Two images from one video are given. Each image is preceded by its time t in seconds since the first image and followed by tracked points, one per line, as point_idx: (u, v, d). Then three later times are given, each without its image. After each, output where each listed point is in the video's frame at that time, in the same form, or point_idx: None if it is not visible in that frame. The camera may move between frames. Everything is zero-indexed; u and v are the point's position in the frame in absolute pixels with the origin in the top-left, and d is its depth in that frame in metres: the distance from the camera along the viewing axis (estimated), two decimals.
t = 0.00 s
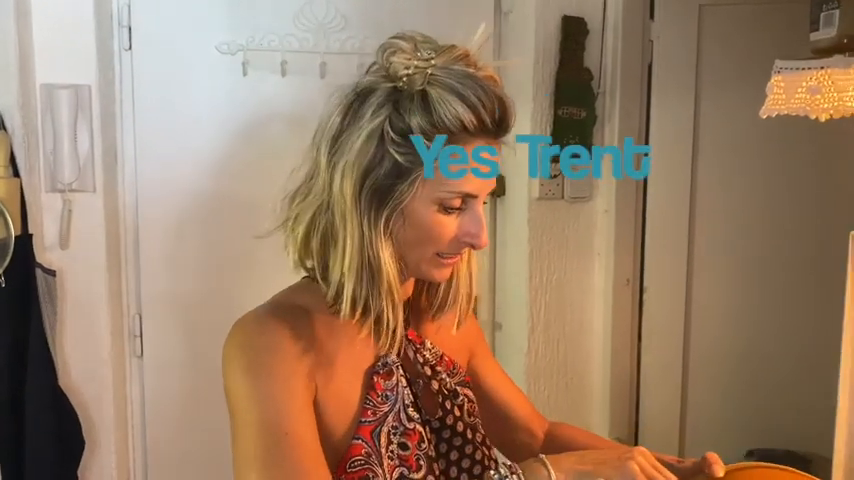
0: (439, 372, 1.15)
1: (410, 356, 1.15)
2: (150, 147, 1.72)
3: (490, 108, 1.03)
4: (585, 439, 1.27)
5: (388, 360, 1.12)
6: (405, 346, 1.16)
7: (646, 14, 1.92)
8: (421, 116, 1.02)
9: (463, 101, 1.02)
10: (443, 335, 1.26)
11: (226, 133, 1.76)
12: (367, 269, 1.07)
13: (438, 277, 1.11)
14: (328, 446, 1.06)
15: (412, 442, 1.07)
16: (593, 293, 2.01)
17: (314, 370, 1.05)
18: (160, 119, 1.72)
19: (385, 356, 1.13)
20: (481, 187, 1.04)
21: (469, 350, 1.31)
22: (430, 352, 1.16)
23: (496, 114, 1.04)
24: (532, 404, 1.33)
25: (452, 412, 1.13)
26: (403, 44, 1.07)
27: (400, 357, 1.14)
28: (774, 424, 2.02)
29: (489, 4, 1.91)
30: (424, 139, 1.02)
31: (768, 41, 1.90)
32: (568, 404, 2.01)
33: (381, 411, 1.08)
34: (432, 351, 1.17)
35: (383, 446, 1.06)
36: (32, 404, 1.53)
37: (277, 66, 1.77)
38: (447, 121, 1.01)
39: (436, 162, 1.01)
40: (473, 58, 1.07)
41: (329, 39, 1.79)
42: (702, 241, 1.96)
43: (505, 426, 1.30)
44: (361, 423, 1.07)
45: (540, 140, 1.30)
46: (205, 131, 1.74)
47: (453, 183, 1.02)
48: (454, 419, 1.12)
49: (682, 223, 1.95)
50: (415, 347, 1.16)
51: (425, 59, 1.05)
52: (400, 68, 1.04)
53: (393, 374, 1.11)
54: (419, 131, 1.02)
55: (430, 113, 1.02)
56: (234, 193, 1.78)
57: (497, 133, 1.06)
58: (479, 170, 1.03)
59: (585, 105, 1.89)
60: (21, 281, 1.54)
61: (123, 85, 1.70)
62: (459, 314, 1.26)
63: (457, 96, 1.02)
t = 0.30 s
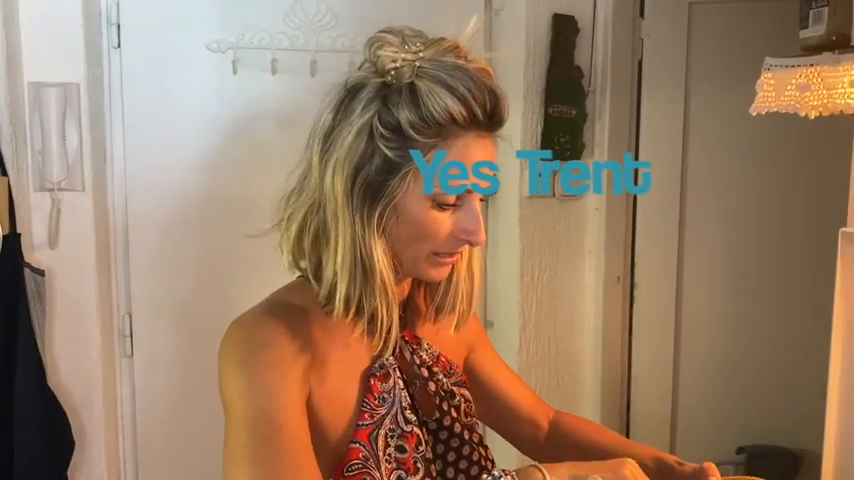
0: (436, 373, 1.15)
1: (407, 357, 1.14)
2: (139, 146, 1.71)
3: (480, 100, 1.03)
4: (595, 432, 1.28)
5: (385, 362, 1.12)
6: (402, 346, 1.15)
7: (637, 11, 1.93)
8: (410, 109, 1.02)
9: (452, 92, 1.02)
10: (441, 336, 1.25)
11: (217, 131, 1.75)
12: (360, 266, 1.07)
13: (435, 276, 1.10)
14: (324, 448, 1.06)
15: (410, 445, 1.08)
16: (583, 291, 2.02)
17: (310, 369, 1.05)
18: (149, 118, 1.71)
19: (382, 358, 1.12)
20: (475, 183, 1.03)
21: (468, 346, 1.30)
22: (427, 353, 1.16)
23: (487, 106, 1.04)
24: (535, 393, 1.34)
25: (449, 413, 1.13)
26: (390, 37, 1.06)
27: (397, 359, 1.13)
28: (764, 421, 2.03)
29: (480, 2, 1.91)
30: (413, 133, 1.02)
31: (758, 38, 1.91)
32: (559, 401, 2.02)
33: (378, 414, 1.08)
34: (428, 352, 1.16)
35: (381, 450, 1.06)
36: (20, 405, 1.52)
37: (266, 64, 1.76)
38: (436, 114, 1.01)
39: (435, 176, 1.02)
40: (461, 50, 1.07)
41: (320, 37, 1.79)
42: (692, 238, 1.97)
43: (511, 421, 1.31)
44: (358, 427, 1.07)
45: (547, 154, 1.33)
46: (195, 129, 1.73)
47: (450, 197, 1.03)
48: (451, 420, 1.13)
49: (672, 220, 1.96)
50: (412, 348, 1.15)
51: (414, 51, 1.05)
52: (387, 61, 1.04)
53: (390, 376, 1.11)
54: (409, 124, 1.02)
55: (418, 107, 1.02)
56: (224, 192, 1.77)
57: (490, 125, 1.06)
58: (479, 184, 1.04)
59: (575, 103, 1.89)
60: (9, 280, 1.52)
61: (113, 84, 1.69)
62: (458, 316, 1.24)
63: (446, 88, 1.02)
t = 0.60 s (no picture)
0: (427, 377, 1.14)
1: (399, 361, 1.13)
2: (127, 147, 1.69)
3: (472, 102, 1.03)
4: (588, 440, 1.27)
5: (376, 367, 1.12)
6: (393, 351, 1.14)
7: (626, 10, 1.92)
8: (401, 112, 1.01)
9: (444, 95, 1.01)
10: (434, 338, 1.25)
11: (206, 131, 1.73)
12: (351, 270, 1.06)
13: (428, 280, 1.09)
14: (313, 455, 1.07)
15: (401, 451, 1.08)
16: (574, 291, 2.01)
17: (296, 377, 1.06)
18: (136, 118, 1.69)
19: (374, 363, 1.12)
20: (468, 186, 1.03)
21: (460, 347, 1.30)
22: (419, 356, 1.15)
23: (480, 108, 1.03)
24: (529, 396, 1.34)
25: (441, 418, 1.12)
26: (381, 38, 1.05)
27: (389, 363, 1.13)
28: (751, 419, 2.04)
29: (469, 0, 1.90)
30: (405, 135, 1.01)
31: (745, 38, 1.92)
32: (550, 401, 2.02)
33: (369, 420, 1.08)
34: (420, 355, 1.16)
35: (371, 456, 1.06)
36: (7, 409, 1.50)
37: (254, 63, 1.75)
38: (428, 116, 1.01)
39: (435, 177, 1.01)
40: (454, 51, 1.06)
41: (308, 37, 1.78)
42: (682, 238, 1.98)
43: (504, 426, 1.30)
44: (349, 433, 1.07)
45: (531, 155, 1.33)
46: (183, 129, 1.72)
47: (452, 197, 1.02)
48: (443, 425, 1.12)
49: (661, 220, 1.97)
50: (404, 352, 1.15)
51: (406, 53, 1.04)
52: (379, 63, 1.03)
53: (382, 381, 1.11)
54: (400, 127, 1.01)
55: (409, 109, 1.01)
56: (213, 192, 1.76)
57: (483, 128, 1.05)
58: (479, 185, 1.04)
59: (564, 103, 1.89)
60: None
61: (99, 84, 1.68)
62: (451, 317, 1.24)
63: (438, 90, 1.01)
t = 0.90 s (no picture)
0: (420, 380, 1.14)
1: (392, 365, 1.14)
2: (115, 149, 1.68)
3: (463, 107, 1.01)
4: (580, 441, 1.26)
5: (369, 371, 1.11)
6: (386, 354, 1.14)
7: (615, 11, 1.92)
8: (390, 117, 1.00)
9: (434, 100, 1.00)
10: (426, 342, 1.25)
11: (196, 132, 1.73)
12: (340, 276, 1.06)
13: (420, 285, 1.08)
14: (305, 460, 1.07)
15: (394, 456, 1.07)
16: (564, 292, 2.02)
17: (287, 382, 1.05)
18: (124, 120, 1.68)
19: (367, 367, 1.12)
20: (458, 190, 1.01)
21: (453, 349, 1.30)
22: (412, 360, 1.15)
23: (471, 113, 1.02)
24: (522, 398, 1.34)
25: (434, 422, 1.12)
26: (372, 42, 1.05)
27: (381, 367, 1.13)
28: (742, 418, 2.05)
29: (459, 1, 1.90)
30: (394, 141, 1.00)
31: (735, 39, 1.92)
32: (541, 401, 2.02)
33: (361, 425, 1.08)
34: (413, 359, 1.16)
35: (364, 461, 1.06)
36: None
37: (244, 64, 1.74)
38: (417, 121, 0.99)
39: (436, 177, 1.00)
40: (446, 53, 1.04)
41: (299, 37, 1.78)
42: (672, 238, 1.98)
43: (497, 426, 1.30)
44: (341, 438, 1.06)
45: (531, 155, 1.18)
46: (172, 131, 1.71)
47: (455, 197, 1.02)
48: (435, 429, 1.12)
49: (651, 220, 1.97)
50: (397, 356, 1.14)
51: (396, 57, 1.03)
52: (369, 67, 1.02)
53: (374, 386, 1.10)
54: (389, 133, 1.00)
55: (399, 115, 1.00)
56: (203, 194, 1.75)
57: (474, 133, 1.04)
58: (480, 185, 1.03)
59: (555, 104, 1.89)
60: None
61: (87, 85, 1.67)
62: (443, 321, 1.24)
63: (428, 96, 1.00)
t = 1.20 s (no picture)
0: (413, 385, 1.14)
1: (385, 370, 1.14)
2: (107, 153, 1.68)
3: (456, 114, 1.02)
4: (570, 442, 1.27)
5: (363, 376, 1.12)
6: (379, 359, 1.14)
7: (606, 14, 1.94)
8: (383, 124, 1.01)
9: (427, 107, 1.00)
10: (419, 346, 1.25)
11: (188, 136, 1.73)
12: (332, 281, 1.07)
13: (413, 290, 1.09)
14: (302, 465, 1.08)
15: (388, 461, 1.08)
16: (555, 294, 2.03)
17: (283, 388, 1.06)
18: (116, 123, 1.68)
19: (360, 372, 1.12)
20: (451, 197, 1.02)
21: (446, 352, 1.31)
22: (405, 364, 1.15)
23: (463, 120, 1.03)
24: (515, 400, 1.34)
25: (427, 426, 1.13)
26: (365, 48, 1.05)
27: (375, 372, 1.13)
28: (733, 420, 2.06)
29: (450, 4, 1.91)
30: (387, 148, 1.01)
31: (724, 42, 1.94)
32: (533, 403, 2.03)
33: (355, 430, 1.09)
34: (406, 363, 1.16)
35: (358, 466, 1.07)
36: None
37: (235, 68, 1.74)
38: (409, 128, 1.00)
39: (436, 177, 1.01)
40: (439, 60, 1.05)
41: (291, 41, 1.78)
42: (663, 240, 1.99)
43: (489, 428, 1.31)
44: (335, 443, 1.08)
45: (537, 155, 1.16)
46: (164, 135, 1.71)
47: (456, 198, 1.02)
48: (429, 433, 1.13)
49: (642, 223, 1.98)
50: (390, 361, 1.14)
51: (389, 63, 1.03)
52: (362, 74, 1.03)
53: (368, 391, 1.11)
54: (382, 140, 1.01)
55: (391, 122, 1.00)
56: (195, 196, 1.75)
57: (466, 139, 1.05)
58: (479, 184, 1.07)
59: (546, 107, 1.90)
60: None
61: (79, 88, 1.67)
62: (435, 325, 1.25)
63: (420, 103, 1.00)
